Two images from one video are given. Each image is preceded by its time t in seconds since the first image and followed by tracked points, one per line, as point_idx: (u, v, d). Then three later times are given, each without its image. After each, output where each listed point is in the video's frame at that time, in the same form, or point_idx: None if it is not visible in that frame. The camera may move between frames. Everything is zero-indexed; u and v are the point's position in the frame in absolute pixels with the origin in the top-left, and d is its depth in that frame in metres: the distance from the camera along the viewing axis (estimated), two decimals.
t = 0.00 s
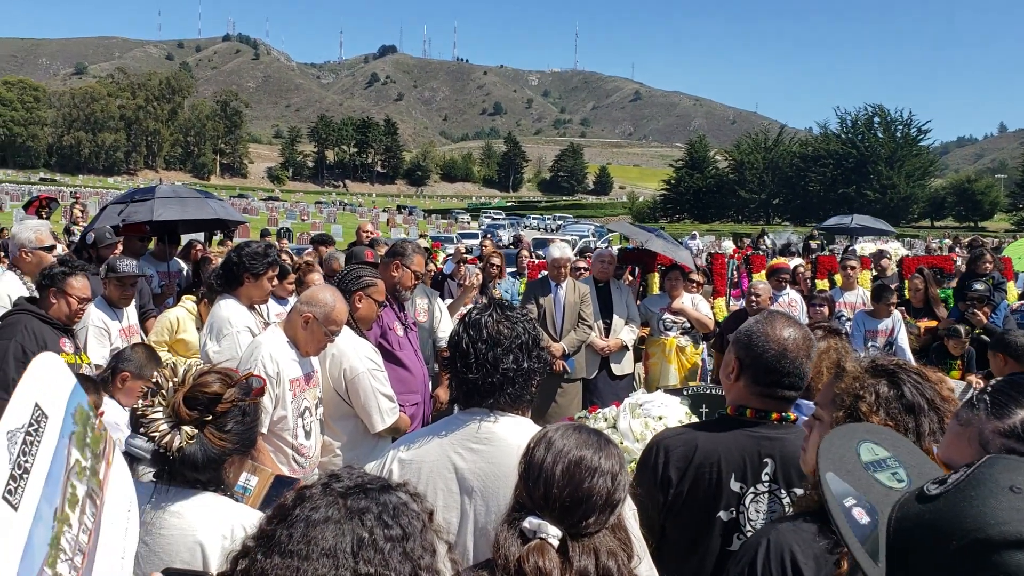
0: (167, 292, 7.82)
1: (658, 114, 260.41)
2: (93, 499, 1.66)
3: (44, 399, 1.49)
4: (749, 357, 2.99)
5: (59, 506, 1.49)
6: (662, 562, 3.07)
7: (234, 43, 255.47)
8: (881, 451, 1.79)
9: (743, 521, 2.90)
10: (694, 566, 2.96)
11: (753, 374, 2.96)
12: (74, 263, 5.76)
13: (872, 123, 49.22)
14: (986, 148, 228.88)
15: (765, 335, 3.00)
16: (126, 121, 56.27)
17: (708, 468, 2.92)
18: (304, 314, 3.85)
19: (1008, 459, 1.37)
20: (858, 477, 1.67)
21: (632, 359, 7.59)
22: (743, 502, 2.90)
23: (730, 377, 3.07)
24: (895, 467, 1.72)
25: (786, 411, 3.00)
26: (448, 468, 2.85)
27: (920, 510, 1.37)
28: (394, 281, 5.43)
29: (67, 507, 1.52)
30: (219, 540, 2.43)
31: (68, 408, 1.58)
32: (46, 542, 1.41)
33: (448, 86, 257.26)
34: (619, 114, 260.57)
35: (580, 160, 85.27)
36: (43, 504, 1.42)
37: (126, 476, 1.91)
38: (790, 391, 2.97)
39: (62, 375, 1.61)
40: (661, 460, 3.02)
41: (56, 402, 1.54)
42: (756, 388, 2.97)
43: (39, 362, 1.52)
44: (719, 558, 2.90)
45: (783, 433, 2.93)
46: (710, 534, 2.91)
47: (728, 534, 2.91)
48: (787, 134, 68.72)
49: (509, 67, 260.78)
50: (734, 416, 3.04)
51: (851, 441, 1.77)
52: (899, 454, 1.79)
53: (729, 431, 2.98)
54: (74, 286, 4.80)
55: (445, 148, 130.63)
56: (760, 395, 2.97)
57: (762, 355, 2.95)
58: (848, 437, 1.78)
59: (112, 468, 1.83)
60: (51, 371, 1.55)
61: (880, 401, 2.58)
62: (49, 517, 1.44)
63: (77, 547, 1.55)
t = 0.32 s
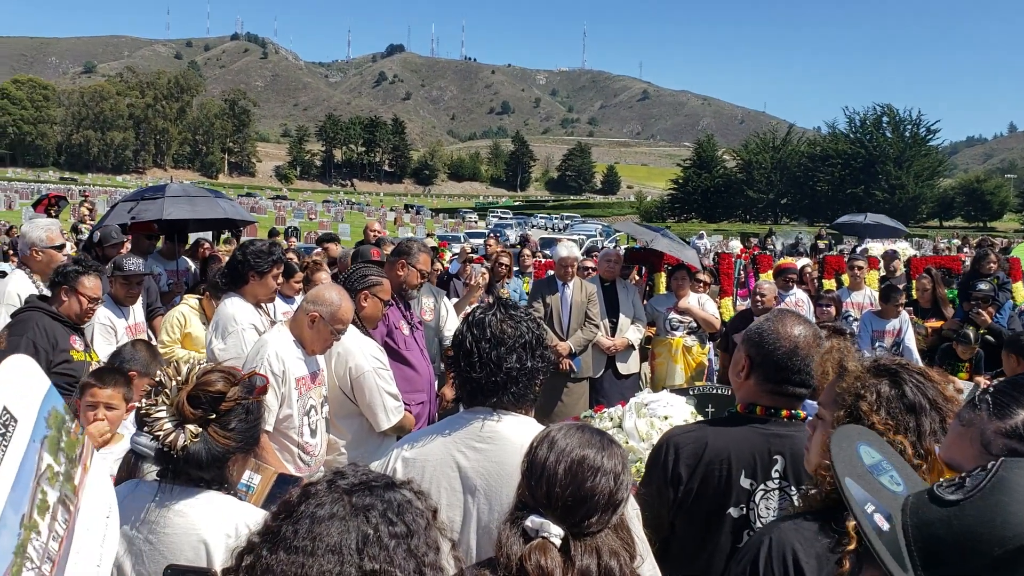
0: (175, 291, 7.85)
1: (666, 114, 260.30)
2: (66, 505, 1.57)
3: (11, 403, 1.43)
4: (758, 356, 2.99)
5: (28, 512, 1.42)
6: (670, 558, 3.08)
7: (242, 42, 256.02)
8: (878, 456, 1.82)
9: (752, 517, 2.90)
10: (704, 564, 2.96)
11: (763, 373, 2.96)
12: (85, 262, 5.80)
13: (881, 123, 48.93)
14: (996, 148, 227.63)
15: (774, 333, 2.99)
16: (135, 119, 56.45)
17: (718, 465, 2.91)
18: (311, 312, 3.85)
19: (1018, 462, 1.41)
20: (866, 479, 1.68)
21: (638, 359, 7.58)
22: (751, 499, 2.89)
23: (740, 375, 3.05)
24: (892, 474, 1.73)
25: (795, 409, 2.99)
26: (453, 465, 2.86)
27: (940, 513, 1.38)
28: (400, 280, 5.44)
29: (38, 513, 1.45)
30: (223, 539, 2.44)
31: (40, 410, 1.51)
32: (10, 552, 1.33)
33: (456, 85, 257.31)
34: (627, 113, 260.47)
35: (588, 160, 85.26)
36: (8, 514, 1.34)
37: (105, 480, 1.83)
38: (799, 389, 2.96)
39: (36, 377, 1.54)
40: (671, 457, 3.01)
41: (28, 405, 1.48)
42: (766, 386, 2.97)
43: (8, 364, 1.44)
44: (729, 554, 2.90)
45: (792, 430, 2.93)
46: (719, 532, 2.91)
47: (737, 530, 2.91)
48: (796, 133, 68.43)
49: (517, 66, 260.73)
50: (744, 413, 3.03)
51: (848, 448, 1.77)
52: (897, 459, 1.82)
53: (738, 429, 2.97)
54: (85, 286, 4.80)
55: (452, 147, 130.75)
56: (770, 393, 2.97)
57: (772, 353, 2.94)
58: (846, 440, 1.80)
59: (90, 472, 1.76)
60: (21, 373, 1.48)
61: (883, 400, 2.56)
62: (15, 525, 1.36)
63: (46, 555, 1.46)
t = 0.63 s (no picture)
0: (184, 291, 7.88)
1: (675, 113, 260.22)
2: (70, 507, 1.58)
3: (10, 404, 1.44)
4: (765, 356, 2.98)
5: (29, 514, 1.42)
6: (677, 558, 3.06)
7: (251, 42, 256.55)
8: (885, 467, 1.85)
9: (759, 516, 2.89)
10: (709, 563, 2.94)
11: (771, 372, 2.95)
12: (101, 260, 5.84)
13: (892, 122, 48.57)
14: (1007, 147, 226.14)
15: (782, 334, 2.99)
16: (145, 119, 56.69)
17: (725, 463, 2.91)
18: (321, 313, 3.86)
19: None
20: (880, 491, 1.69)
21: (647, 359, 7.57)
22: (757, 499, 2.89)
23: (746, 375, 3.06)
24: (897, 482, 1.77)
25: (803, 408, 2.98)
26: (462, 466, 2.86)
27: (966, 522, 1.39)
28: (408, 280, 5.45)
29: (40, 515, 1.45)
30: (234, 538, 2.46)
31: (40, 409, 1.52)
32: (13, 555, 1.34)
33: (464, 84, 257.35)
34: (636, 112, 260.32)
35: (596, 159, 85.23)
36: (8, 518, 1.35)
37: (110, 479, 1.84)
38: (807, 388, 2.95)
39: (36, 376, 1.54)
40: (678, 456, 3.00)
41: (26, 406, 1.48)
42: (774, 385, 2.96)
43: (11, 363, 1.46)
44: (735, 554, 2.90)
45: (800, 430, 2.92)
46: (726, 532, 2.90)
47: (745, 529, 2.90)
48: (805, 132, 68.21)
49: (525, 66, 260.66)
50: (750, 413, 3.03)
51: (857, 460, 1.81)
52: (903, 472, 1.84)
53: (746, 428, 2.96)
54: (100, 286, 4.83)
55: (461, 147, 130.91)
56: (777, 392, 2.96)
57: (779, 352, 2.93)
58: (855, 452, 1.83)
59: (93, 471, 1.76)
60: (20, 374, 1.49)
61: (889, 403, 2.55)
62: (14, 531, 1.36)
63: (47, 557, 1.46)
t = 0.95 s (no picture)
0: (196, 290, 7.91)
1: (686, 113, 260.30)
2: (82, 511, 1.61)
3: (24, 410, 1.45)
4: (775, 357, 2.97)
5: (44, 523, 1.45)
6: (685, 558, 3.05)
7: (263, 43, 257.39)
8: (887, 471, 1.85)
9: (768, 518, 2.88)
10: (718, 564, 2.93)
11: (780, 373, 2.94)
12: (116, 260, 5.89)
13: (905, 123, 48.26)
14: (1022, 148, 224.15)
15: (792, 335, 2.96)
16: (157, 119, 56.98)
17: (733, 464, 2.90)
18: (335, 314, 3.88)
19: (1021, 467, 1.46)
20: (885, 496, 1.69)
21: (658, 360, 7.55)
22: (766, 500, 2.88)
23: (756, 376, 3.04)
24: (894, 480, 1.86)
25: (812, 410, 2.97)
26: (473, 466, 2.87)
27: (965, 521, 1.39)
28: (419, 280, 5.46)
29: (53, 523, 1.47)
30: (247, 538, 2.47)
31: (51, 414, 1.54)
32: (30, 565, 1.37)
33: (476, 85, 257.46)
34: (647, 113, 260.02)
35: (608, 160, 85.15)
36: (21, 528, 1.37)
37: (121, 476, 1.87)
38: (815, 389, 2.93)
39: (45, 380, 1.55)
40: (687, 455, 2.99)
41: (39, 411, 1.50)
42: (783, 386, 2.95)
43: (17, 371, 1.46)
44: (745, 555, 2.89)
45: (809, 431, 2.91)
46: (734, 534, 2.90)
47: (753, 531, 2.89)
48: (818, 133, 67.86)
49: (537, 66, 260.61)
50: (760, 413, 3.02)
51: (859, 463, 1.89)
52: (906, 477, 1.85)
53: (754, 428, 2.96)
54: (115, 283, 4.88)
55: (472, 147, 131.02)
56: (786, 393, 2.95)
57: (789, 353, 2.92)
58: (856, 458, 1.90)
59: (104, 473, 1.78)
60: (30, 379, 1.50)
61: (897, 404, 2.53)
62: (30, 539, 1.39)
63: (65, 565, 1.50)
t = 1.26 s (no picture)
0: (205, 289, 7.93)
1: (696, 113, 259.84)
2: (132, 502, 1.73)
3: (82, 403, 1.57)
4: (782, 358, 2.96)
5: (98, 510, 1.56)
6: (693, 559, 3.04)
7: (273, 43, 257.99)
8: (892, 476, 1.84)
9: (776, 520, 2.86)
10: (725, 565, 2.93)
11: (789, 374, 2.93)
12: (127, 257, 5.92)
13: (916, 124, 47.99)
14: None
15: (799, 336, 2.96)
16: (168, 119, 57.25)
17: (741, 465, 2.89)
18: (345, 315, 3.89)
19: (1019, 463, 1.49)
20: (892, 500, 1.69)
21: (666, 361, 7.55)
22: (775, 502, 2.86)
23: (764, 378, 3.03)
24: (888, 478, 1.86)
25: (821, 411, 2.95)
26: (480, 465, 2.87)
27: (963, 520, 1.42)
28: (426, 279, 5.47)
29: (107, 510, 1.58)
30: (255, 537, 2.47)
31: (105, 403, 1.64)
32: (88, 552, 1.49)
33: (485, 85, 257.50)
34: (657, 113, 259.56)
35: (617, 160, 85.07)
36: (81, 514, 1.49)
37: (160, 467, 1.95)
38: (824, 391, 2.92)
39: (101, 373, 1.65)
40: (694, 457, 2.99)
41: (96, 399, 1.61)
42: (791, 387, 2.94)
43: (80, 361, 1.57)
44: (752, 558, 2.87)
45: (817, 433, 2.89)
46: (741, 535, 2.89)
47: (761, 534, 2.88)
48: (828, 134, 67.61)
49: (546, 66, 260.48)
50: (768, 415, 3.00)
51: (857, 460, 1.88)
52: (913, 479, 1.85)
53: (763, 430, 2.94)
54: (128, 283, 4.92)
55: (481, 146, 131.11)
56: (794, 394, 2.94)
57: (796, 354, 2.91)
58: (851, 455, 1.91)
59: (148, 464, 1.87)
60: (90, 370, 1.60)
61: (901, 405, 2.54)
62: (88, 523, 1.50)
63: (116, 554, 1.60)
